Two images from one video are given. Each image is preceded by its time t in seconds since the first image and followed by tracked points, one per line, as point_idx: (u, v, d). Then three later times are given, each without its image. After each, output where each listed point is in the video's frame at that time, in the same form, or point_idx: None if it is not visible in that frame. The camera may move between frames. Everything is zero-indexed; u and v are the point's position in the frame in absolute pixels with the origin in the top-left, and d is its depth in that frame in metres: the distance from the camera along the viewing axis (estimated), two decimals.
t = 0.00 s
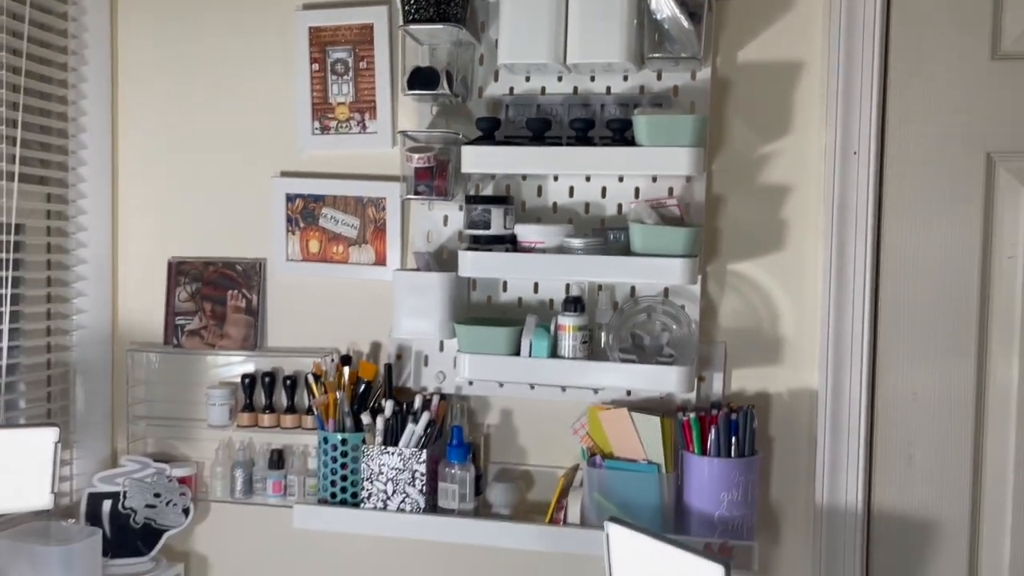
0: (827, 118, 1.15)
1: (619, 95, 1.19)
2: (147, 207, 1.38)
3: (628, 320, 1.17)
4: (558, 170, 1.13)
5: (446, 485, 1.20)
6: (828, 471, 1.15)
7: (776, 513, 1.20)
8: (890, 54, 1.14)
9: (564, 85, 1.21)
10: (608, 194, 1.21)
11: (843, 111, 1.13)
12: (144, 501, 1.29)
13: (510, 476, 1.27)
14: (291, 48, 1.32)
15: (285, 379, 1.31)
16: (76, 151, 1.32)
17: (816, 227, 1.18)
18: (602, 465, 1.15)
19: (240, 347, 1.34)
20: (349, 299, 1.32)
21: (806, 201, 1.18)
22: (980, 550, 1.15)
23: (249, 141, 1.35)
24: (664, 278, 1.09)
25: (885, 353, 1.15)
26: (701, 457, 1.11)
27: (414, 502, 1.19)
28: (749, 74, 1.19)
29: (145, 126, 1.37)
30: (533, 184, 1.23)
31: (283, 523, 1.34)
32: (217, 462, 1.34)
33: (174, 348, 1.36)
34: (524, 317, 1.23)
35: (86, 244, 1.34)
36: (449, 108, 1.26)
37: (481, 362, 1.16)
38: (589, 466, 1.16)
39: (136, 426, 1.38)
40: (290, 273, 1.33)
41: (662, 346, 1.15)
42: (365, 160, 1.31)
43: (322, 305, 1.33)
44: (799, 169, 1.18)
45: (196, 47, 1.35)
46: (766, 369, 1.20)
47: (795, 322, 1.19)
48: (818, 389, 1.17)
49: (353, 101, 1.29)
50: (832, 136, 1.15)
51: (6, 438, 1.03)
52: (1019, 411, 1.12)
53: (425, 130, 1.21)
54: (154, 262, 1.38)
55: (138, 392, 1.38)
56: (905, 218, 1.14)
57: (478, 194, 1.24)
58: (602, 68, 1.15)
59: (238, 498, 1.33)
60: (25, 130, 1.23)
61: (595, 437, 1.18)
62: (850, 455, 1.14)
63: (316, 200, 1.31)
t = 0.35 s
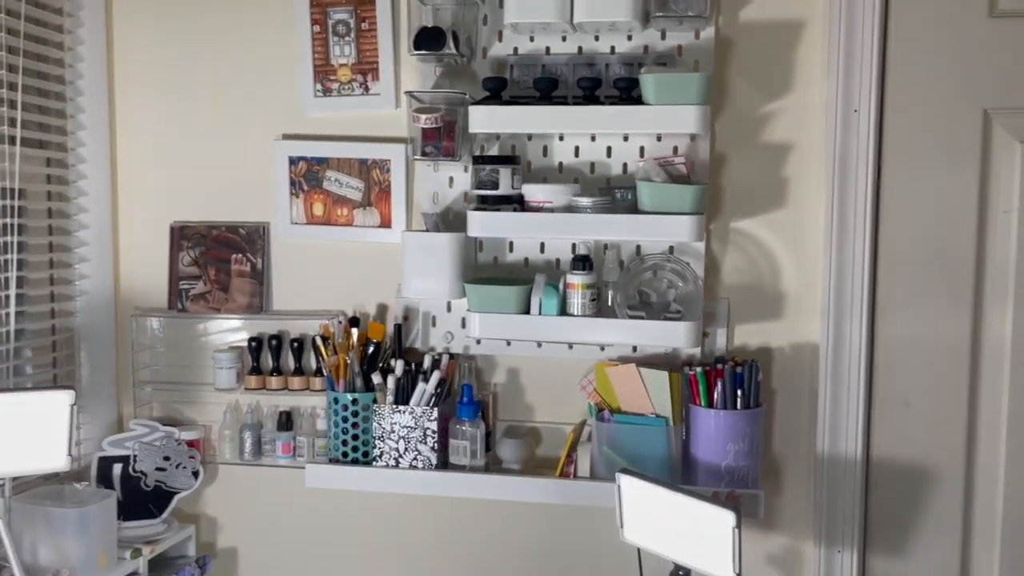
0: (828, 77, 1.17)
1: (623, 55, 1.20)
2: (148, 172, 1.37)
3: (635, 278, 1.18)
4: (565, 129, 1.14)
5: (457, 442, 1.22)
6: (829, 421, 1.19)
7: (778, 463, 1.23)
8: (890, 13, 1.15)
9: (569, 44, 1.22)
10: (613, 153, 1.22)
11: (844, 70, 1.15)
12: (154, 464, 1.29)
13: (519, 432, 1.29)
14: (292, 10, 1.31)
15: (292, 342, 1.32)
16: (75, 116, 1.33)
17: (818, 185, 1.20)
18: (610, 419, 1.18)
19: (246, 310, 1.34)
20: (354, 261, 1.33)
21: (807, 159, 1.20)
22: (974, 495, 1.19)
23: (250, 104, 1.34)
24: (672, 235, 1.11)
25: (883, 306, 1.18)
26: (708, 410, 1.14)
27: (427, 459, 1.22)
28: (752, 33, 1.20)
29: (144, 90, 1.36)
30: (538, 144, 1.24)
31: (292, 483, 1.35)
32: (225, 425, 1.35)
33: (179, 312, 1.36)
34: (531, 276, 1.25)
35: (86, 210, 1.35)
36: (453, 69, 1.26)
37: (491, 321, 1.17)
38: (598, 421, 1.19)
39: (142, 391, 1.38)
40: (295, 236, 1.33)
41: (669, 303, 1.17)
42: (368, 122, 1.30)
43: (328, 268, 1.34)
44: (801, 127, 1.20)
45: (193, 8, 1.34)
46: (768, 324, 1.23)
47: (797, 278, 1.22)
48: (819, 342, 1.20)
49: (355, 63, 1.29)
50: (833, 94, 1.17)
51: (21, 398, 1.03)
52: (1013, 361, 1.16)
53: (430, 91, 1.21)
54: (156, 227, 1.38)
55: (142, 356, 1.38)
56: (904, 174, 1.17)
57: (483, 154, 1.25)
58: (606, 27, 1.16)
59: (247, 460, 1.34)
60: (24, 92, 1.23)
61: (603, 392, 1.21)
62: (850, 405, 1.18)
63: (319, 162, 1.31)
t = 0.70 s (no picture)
0: (833, 54, 1.19)
1: (630, 31, 1.20)
2: (150, 149, 1.36)
3: (642, 254, 1.19)
4: (574, 104, 1.15)
5: (466, 418, 1.23)
6: (832, 394, 1.21)
7: (782, 437, 1.25)
8: None
9: (576, 21, 1.21)
10: (620, 130, 1.23)
11: (848, 47, 1.17)
12: (160, 442, 1.28)
13: (525, 408, 1.30)
14: None
15: (297, 319, 1.31)
16: (76, 91, 1.32)
17: (822, 161, 1.21)
18: (618, 393, 1.19)
19: (251, 288, 1.34)
20: (359, 238, 1.32)
21: (811, 136, 1.21)
22: (972, 466, 1.22)
23: (253, 81, 1.33)
24: (681, 210, 1.12)
25: (885, 281, 1.21)
26: (715, 383, 1.15)
27: (435, 435, 1.22)
28: (757, 11, 1.21)
29: (144, 66, 1.35)
30: (545, 120, 1.24)
31: (298, 461, 1.36)
32: (230, 403, 1.35)
33: (183, 290, 1.35)
34: (538, 254, 1.25)
35: (89, 186, 1.34)
36: (460, 46, 1.26)
37: (500, 296, 1.18)
38: (606, 396, 1.20)
39: (145, 369, 1.37)
40: (299, 214, 1.32)
41: (677, 279, 1.18)
42: (373, 99, 1.30)
43: (332, 246, 1.33)
44: (806, 104, 1.21)
45: None
46: (772, 299, 1.24)
47: (800, 254, 1.23)
48: (822, 317, 1.22)
49: (360, 39, 1.28)
50: (838, 71, 1.18)
51: (34, 376, 1.03)
52: (1011, 333, 1.19)
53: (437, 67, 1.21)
54: (158, 205, 1.37)
55: (146, 335, 1.37)
56: (907, 150, 1.19)
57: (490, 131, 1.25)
58: (614, 3, 1.16)
59: (252, 438, 1.34)
60: (25, 67, 1.22)
61: (609, 367, 1.22)
62: (852, 378, 1.21)
63: (324, 139, 1.30)
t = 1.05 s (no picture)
0: (841, 53, 1.19)
1: (640, 30, 1.21)
2: (160, 146, 1.37)
3: (652, 251, 1.20)
4: (585, 102, 1.15)
5: (475, 414, 1.23)
6: (840, 391, 1.22)
7: (789, 434, 1.26)
8: None
9: (586, 19, 1.23)
10: (629, 128, 1.23)
11: (856, 46, 1.18)
12: (168, 439, 1.29)
13: (533, 405, 1.31)
14: None
15: (306, 316, 1.32)
16: (86, 88, 1.32)
17: (830, 160, 1.22)
18: (627, 390, 1.20)
19: (261, 285, 1.34)
20: (369, 236, 1.33)
21: (819, 135, 1.22)
22: (978, 462, 1.22)
23: (263, 78, 1.33)
24: (691, 207, 1.13)
25: (892, 279, 1.21)
26: (724, 380, 1.16)
27: (445, 431, 1.23)
28: (766, 10, 1.22)
29: (155, 64, 1.36)
30: (555, 119, 1.25)
31: (307, 457, 1.36)
32: (239, 399, 1.35)
33: (192, 287, 1.35)
34: (548, 251, 1.26)
35: (99, 183, 1.35)
36: (470, 43, 1.26)
37: (511, 293, 1.19)
38: (615, 392, 1.21)
39: (153, 366, 1.38)
40: (309, 211, 1.33)
41: (687, 276, 1.19)
42: (383, 97, 1.30)
43: (342, 243, 1.34)
44: (813, 103, 1.22)
45: None
46: (779, 297, 1.25)
47: (808, 252, 1.24)
48: (830, 314, 1.23)
49: (370, 37, 1.29)
50: (846, 70, 1.19)
51: (45, 376, 1.03)
52: (1017, 332, 1.20)
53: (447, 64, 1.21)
54: (168, 202, 1.37)
55: (154, 332, 1.38)
56: (914, 149, 1.20)
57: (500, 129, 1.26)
58: (624, 2, 1.17)
59: (261, 434, 1.33)
60: (38, 64, 1.24)
61: (618, 364, 1.23)
62: (860, 375, 1.21)
63: (334, 137, 1.31)
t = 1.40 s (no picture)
0: (845, 72, 1.22)
1: (648, 50, 1.24)
2: (180, 163, 1.40)
3: (659, 266, 1.23)
4: (594, 120, 1.18)
5: (486, 426, 1.26)
6: (845, 405, 1.23)
7: (795, 446, 1.28)
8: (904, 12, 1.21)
9: (595, 40, 1.26)
10: (638, 146, 1.26)
11: (860, 66, 1.20)
12: (186, 449, 1.32)
13: (543, 417, 1.33)
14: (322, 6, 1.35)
15: (321, 329, 1.35)
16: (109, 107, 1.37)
17: (834, 177, 1.25)
18: (635, 402, 1.22)
19: (277, 298, 1.37)
20: (382, 251, 1.36)
21: (824, 152, 1.25)
22: (983, 475, 1.24)
23: (280, 97, 1.37)
24: (699, 223, 1.16)
25: (897, 293, 1.23)
26: (731, 393, 1.18)
27: (457, 442, 1.25)
28: (771, 31, 1.25)
29: (175, 84, 1.40)
30: (565, 137, 1.28)
31: (321, 467, 1.38)
32: (254, 411, 1.37)
33: (210, 301, 1.39)
34: (558, 266, 1.28)
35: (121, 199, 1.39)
36: (482, 64, 1.30)
37: (522, 307, 1.21)
38: (624, 405, 1.23)
39: (171, 378, 1.41)
40: (324, 227, 1.36)
41: (694, 290, 1.22)
42: (397, 115, 1.34)
43: (356, 258, 1.37)
44: (818, 122, 1.25)
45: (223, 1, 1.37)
46: (786, 311, 1.27)
47: (813, 267, 1.26)
48: (835, 328, 1.25)
49: (385, 57, 1.32)
50: (850, 89, 1.21)
51: (67, 379, 1.06)
52: (1020, 346, 1.21)
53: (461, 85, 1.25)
54: (187, 218, 1.41)
55: (172, 344, 1.41)
56: (917, 167, 1.22)
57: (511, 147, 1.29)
58: (633, 24, 1.20)
59: (276, 445, 1.36)
60: (64, 84, 1.28)
61: (627, 377, 1.25)
62: (865, 388, 1.23)
63: (349, 154, 1.34)
